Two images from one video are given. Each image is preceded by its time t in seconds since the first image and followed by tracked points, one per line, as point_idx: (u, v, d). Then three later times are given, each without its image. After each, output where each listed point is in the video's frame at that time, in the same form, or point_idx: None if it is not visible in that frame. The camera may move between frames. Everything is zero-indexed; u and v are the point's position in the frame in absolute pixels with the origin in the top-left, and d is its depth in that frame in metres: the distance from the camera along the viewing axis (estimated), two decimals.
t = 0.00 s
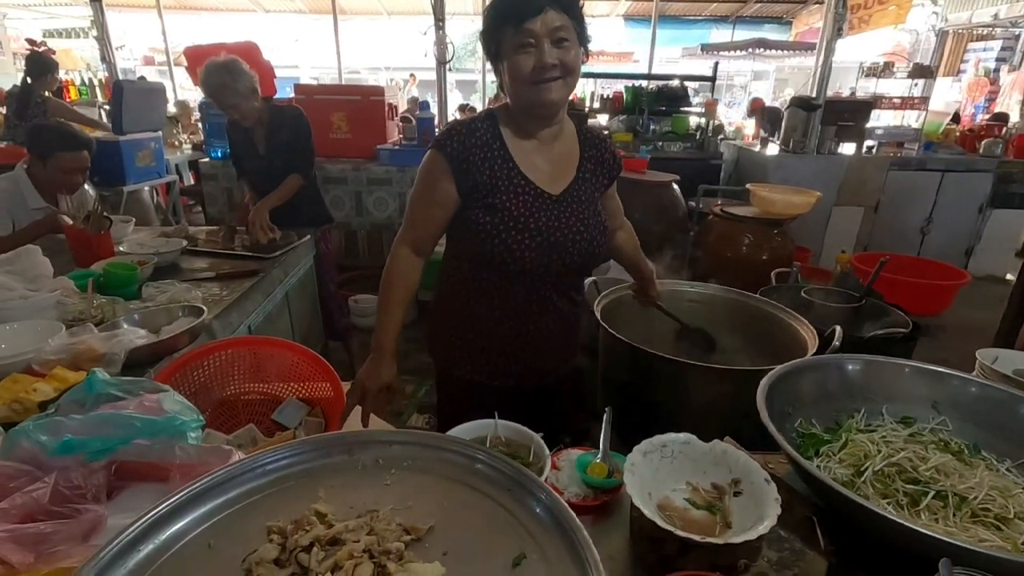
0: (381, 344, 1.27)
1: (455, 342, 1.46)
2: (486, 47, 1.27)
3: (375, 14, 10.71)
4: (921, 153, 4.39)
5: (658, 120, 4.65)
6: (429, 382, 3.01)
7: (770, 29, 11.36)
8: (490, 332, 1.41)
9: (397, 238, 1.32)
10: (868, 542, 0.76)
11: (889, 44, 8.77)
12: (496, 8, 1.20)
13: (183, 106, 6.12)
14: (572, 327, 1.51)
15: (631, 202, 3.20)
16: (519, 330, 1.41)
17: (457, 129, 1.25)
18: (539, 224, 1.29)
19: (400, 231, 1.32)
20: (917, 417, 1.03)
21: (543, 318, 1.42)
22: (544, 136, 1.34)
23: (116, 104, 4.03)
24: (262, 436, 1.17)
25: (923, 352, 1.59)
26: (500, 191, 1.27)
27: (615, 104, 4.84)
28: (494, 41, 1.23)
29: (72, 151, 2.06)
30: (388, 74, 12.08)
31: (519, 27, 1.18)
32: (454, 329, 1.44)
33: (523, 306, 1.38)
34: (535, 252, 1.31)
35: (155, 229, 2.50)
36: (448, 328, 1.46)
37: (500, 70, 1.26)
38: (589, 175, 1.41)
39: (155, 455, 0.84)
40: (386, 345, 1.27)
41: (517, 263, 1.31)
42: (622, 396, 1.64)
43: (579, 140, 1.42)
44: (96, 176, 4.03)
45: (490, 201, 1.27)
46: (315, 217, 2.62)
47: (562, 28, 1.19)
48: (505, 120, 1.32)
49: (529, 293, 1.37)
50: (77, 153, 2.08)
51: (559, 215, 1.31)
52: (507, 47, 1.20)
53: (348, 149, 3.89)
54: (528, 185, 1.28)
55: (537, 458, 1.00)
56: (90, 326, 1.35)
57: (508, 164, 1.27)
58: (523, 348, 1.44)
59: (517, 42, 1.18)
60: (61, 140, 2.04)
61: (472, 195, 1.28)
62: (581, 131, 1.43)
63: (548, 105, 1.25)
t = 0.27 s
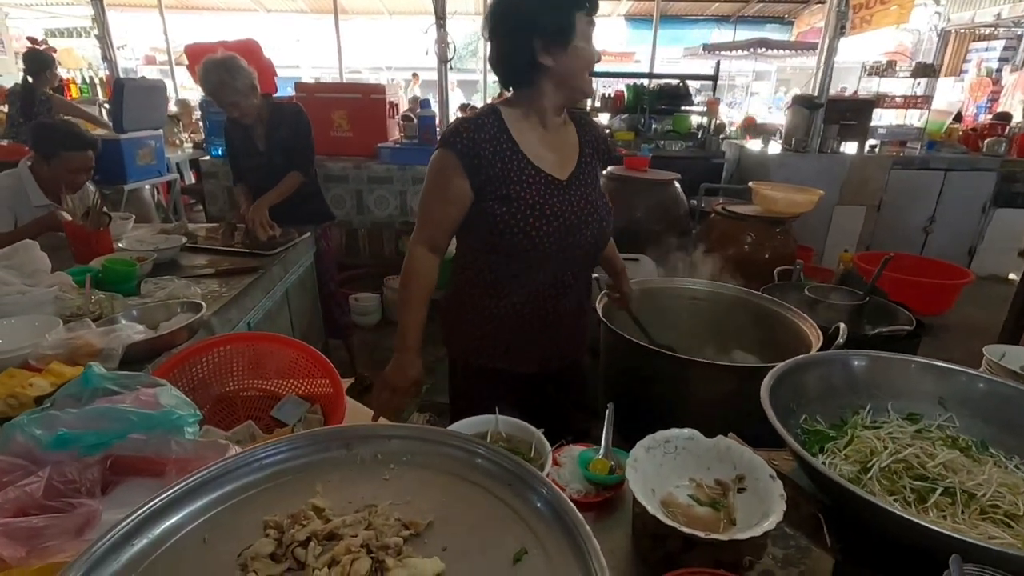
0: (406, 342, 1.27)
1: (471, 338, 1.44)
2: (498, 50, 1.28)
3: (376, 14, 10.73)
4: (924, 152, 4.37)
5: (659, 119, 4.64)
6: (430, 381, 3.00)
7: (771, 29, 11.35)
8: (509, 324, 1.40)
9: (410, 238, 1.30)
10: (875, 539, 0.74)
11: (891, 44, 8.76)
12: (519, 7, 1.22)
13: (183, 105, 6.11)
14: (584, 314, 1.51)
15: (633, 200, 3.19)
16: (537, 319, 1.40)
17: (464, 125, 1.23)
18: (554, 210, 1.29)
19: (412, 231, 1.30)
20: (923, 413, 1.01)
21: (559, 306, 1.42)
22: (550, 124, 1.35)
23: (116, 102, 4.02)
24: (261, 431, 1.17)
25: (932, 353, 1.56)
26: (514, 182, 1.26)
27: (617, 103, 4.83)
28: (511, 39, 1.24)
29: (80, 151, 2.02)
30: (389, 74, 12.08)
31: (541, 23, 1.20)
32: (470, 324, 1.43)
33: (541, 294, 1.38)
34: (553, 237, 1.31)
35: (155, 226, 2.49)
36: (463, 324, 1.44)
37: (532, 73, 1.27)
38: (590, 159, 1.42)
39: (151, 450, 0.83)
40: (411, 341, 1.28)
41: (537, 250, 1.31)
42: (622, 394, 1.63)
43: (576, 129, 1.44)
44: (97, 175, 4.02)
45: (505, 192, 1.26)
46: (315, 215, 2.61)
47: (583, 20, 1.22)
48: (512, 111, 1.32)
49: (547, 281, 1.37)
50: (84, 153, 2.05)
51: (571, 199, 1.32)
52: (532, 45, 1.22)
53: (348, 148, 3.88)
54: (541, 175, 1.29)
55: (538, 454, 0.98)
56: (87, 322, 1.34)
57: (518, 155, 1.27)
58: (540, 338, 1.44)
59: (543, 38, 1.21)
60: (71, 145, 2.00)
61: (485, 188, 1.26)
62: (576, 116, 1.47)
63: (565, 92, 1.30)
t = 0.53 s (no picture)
0: (434, 355, 1.32)
1: (486, 340, 1.42)
2: (515, 57, 1.26)
3: (377, 15, 10.76)
4: (925, 153, 4.38)
5: (660, 121, 4.65)
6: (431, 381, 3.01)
7: (772, 31, 11.36)
8: (528, 324, 1.40)
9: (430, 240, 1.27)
10: (877, 535, 0.75)
11: (891, 46, 8.77)
12: (537, 10, 1.19)
13: (185, 106, 6.13)
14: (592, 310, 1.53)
15: (634, 201, 3.20)
16: (554, 317, 1.41)
17: (487, 125, 1.20)
18: (574, 209, 1.31)
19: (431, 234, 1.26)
20: (925, 412, 1.02)
21: (573, 303, 1.43)
22: (560, 124, 1.36)
23: (118, 102, 4.02)
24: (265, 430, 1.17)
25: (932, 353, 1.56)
26: (538, 182, 1.26)
27: (617, 105, 4.83)
28: (530, 44, 1.22)
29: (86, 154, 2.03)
30: (390, 75, 12.10)
31: (560, 25, 1.18)
32: (486, 325, 1.41)
33: (559, 291, 1.39)
34: (574, 235, 1.32)
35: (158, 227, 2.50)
36: (477, 325, 1.42)
37: (554, 76, 1.25)
38: (590, 159, 1.45)
39: (158, 447, 0.84)
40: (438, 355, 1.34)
41: (562, 247, 1.32)
42: (624, 393, 1.64)
43: (576, 131, 1.46)
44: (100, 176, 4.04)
45: (530, 192, 1.26)
46: (317, 215, 2.61)
47: (599, 16, 1.21)
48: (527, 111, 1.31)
49: (565, 278, 1.38)
50: (91, 155, 2.05)
51: (587, 197, 1.34)
52: (553, 48, 1.21)
53: (350, 148, 3.89)
54: (560, 175, 1.30)
55: (542, 451, 0.99)
56: (93, 321, 1.35)
57: (539, 155, 1.27)
58: (554, 336, 1.44)
59: (564, 39, 1.20)
60: (76, 145, 2.00)
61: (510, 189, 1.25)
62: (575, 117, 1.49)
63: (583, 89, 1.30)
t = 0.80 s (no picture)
0: (466, 358, 1.30)
1: (507, 340, 1.44)
2: (528, 66, 1.28)
3: (378, 18, 10.81)
4: (924, 156, 4.40)
5: (661, 124, 4.68)
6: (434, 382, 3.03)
7: (771, 34, 11.40)
8: (547, 324, 1.42)
9: (450, 243, 1.27)
10: (879, 529, 0.77)
11: (890, 49, 8.81)
12: (548, 21, 1.21)
13: (188, 109, 6.16)
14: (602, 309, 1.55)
15: (635, 204, 3.22)
16: (572, 317, 1.44)
17: (509, 131, 1.22)
18: (592, 211, 1.34)
19: (451, 237, 1.27)
20: (924, 412, 1.04)
21: (589, 303, 1.46)
22: (573, 129, 1.39)
23: (122, 105, 4.04)
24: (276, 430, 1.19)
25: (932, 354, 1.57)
26: (559, 185, 1.28)
27: (618, 107, 4.86)
28: (543, 53, 1.24)
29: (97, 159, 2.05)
30: (391, 78, 12.14)
31: (573, 34, 1.21)
32: (505, 326, 1.43)
33: (577, 291, 1.42)
34: (593, 236, 1.35)
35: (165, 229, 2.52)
36: (496, 327, 1.44)
37: (568, 82, 1.28)
38: (598, 163, 1.49)
39: (176, 445, 0.86)
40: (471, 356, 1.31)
41: (583, 250, 1.35)
42: (629, 394, 1.66)
43: (583, 136, 1.50)
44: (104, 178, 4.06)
45: (551, 195, 1.28)
46: (322, 218, 2.63)
47: (608, 21, 1.24)
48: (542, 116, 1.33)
49: (581, 279, 1.41)
50: (101, 160, 2.08)
51: (602, 200, 1.38)
52: (567, 55, 1.23)
53: (353, 151, 3.91)
54: (577, 178, 1.33)
55: (550, 449, 1.01)
56: (105, 322, 1.36)
57: (557, 159, 1.29)
58: (570, 335, 1.47)
59: (578, 47, 1.22)
60: (86, 150, 2.03)
61: (532, 192, 1.27)
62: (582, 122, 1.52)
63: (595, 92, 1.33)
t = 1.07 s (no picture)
0: (480, 361, 1.34)
1: (521, 340, 1.47)
2: (540, 73, 1.31)
3: (379, 22, 10.89)
4: (922, 160, 4.45)
5: (661, 128, 4.72)
6: (438, 384, 3.05)
7: (769, 38, 11.47)
8: (561, 324, 1.46)
9: (465, 247, 1.30)
10: (880, 519, 0.80)
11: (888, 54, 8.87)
12: (561, 29, 1.25)
13: (190, 113, 6.19)
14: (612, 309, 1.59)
15: (637, 208, 3.26)
16: (584, 318, 1.48)
17: (525, 137, 1.25)
18: (605, 214, 1.38)
19: (467, 242, 1.29)
20: (924, 410, 1.07)
21: (600, 302, 1.50)
22: (584, 135, 1.43)
23: (127, 110, 4.05)
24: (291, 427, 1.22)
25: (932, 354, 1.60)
26: (574, 190, 1.32)
27: (619, 112, 4.90)
28: (555, 60, 1.28)
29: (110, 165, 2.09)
30: (392, 82, 12.19)
31: (585, 41, 1.25)
32: (520, 326, 1.46)
33: (589, 292, 1.45)
34: (606, 239, 1.39)
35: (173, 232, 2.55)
36: (509, 328, 1.47)
37: (579, 88, 1.31)
38: (607, 167, 1.52)
39: (201, 441, 0.89)
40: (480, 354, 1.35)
41: (596, 252, 1.38)
42: (634, 394, 1.69)
43: (592, 141, 1.53)
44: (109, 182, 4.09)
45: (566, 199, 1.32)
46: (328, 221, 2.66)
47: (616, 31, 1.29)
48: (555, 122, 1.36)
49: (593, 280, 1.44)
50: (114, 166, 2.11)
51: (613, 202, 1.42)
52: (579, 61, 1.26)
53: (357, 155, 3.94)
54: (591, 181, 1.37)
55: (562, 445, 1.04)
56: (123, 323, 1.39)
57: (572, 164, 1.33)
58: (582, 334, 1.51)
59: (590, 53, 1.26)
60: (100, 156, 2.07)
61: (548, 197, 1.30)
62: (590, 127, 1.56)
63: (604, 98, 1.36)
